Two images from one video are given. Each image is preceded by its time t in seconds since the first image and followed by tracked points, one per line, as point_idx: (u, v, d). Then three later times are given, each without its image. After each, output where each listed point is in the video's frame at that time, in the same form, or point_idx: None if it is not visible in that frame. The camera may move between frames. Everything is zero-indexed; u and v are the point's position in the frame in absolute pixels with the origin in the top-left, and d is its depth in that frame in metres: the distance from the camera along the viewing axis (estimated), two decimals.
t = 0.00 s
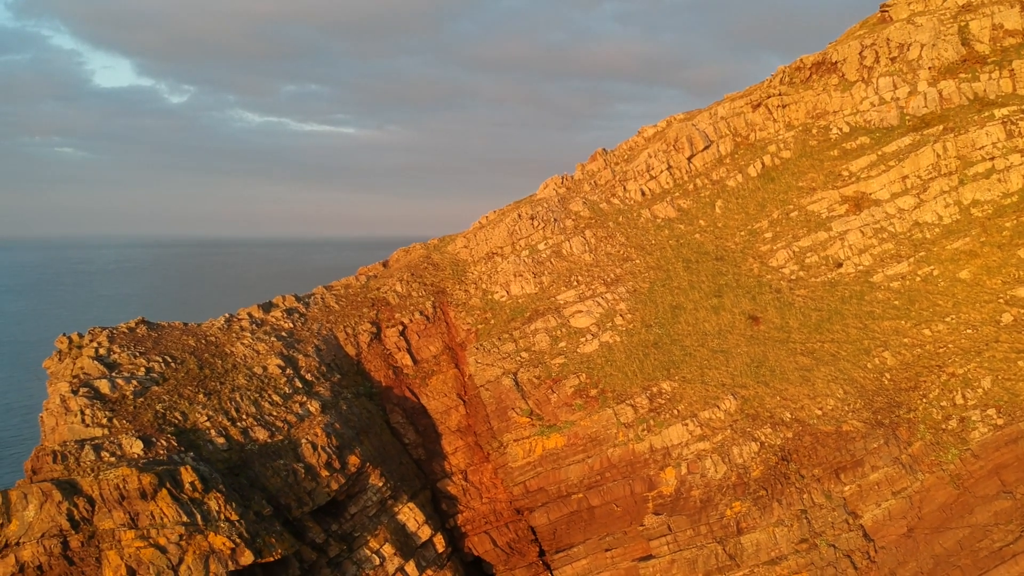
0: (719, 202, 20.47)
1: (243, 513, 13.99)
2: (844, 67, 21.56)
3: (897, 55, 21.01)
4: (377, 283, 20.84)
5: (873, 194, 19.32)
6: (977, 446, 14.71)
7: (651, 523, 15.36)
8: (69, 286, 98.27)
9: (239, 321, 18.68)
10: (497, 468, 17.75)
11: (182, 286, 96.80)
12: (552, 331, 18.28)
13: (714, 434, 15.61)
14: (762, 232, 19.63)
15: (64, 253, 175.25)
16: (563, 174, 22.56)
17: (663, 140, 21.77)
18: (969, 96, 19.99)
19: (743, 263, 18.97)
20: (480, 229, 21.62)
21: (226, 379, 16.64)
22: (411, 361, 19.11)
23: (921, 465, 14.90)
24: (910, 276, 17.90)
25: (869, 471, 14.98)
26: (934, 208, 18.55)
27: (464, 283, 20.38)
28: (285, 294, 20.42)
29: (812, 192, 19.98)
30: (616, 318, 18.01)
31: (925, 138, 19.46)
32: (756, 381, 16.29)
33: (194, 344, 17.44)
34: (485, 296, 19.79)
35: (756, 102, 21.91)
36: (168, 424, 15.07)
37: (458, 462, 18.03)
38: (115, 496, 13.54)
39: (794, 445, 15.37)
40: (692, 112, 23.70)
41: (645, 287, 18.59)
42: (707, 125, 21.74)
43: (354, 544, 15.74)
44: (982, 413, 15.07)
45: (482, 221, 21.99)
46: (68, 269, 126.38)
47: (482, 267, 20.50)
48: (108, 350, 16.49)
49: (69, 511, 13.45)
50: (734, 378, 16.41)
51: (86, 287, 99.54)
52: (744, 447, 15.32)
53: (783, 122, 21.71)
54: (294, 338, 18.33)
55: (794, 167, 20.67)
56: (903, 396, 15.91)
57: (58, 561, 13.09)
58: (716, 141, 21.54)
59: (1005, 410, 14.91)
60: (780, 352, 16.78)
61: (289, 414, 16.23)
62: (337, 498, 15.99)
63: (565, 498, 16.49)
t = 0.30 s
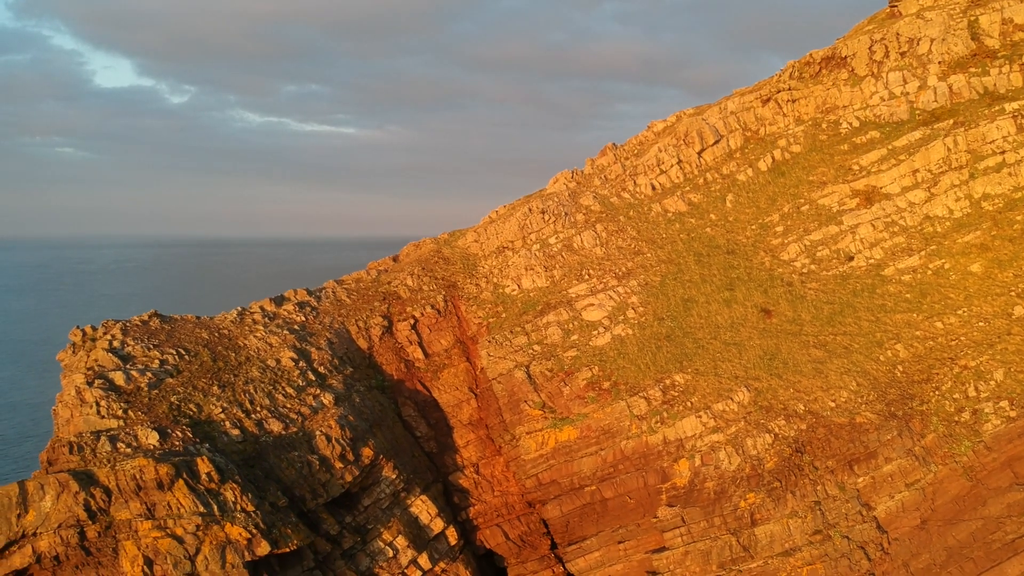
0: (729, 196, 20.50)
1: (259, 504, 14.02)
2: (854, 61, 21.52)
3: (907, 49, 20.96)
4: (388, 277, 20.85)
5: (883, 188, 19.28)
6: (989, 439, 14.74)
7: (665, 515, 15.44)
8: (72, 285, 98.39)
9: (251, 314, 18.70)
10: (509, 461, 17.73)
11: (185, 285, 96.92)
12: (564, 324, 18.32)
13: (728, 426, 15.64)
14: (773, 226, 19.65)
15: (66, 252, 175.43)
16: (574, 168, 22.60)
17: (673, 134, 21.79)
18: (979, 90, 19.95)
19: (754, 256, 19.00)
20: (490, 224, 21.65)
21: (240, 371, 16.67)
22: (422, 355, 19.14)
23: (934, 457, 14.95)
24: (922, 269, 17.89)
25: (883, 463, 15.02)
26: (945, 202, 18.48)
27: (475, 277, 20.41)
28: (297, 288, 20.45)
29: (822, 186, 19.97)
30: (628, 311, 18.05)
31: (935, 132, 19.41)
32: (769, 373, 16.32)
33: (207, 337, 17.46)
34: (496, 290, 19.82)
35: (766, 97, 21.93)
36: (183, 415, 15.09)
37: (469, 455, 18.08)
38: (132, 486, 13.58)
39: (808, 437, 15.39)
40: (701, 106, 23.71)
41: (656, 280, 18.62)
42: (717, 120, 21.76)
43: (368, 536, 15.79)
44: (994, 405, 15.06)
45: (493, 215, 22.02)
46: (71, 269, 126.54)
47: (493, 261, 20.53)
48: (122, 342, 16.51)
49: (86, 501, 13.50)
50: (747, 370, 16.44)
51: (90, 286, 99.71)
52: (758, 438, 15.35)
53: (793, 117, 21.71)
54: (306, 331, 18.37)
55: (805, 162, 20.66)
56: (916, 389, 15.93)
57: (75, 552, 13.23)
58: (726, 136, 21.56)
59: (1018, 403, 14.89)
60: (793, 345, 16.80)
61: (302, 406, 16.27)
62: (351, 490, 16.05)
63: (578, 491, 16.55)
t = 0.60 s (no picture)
0: (740, 189, 20.54)
1: (275, 494, 14.06)
2: (864, 56, 21.51)
3: (916, 44, 20.96)
4: (399, 271, 20.89)
5: (894, 182, 19.28)
6: (1003, 431, 14.75)
7: (679, 506, 15.46)
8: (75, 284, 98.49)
9: (264, 307, 18.74)
10: (521, 454, 17.80)
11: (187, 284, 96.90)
12: (577, 317, 18.37)
13: (742, 418, 15.68)
14: (784, 219, 19.68)
15: (68, 253, 175.50)
16: (584, 163, 22.64)
17: (683, 129, 21.81)
18: (989, 84, 19.88)
19: (766, 250, 19.03)
20: (501, 218, 21.69)
21: (253, 363, 16.69)
22: (434, 348, 19.17)
23: (948, 449, 14.94)
24: (933, 263, 17.87)
25: (896, 455, 15.05)
26: (956, 195, 18.47)
27: (486, 271, 20.44)
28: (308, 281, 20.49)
29: (833, 180, 19.96)
30: (641, 304, 18.09)
31: (946, 126, 19.37)
32: (783, 365, 16.36)
33: (220, 330, 17.49)
34: (508, 284, 19.85)
35: (776, 91, 21.92)
36: (198, 407, 15.12)
37: (481, 448, 18.11)
38: (149, 477, 13.61)
39: (822, 429, 15.43)
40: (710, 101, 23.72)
41: (668, 273, 18.66)
42: (727, 114, 21.80)
43: (382, 528, 15.84)
44: (1008, 398, 15.06)
45: (503, 209, 22.05)
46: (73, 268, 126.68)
47: (504, 255, 20.56)
48: (135, 335, 16.53)
49: (103, 492, 13.52)
50: (760, 363, 16.47)
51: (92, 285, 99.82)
52: (772, 430, 15.40)
53: (803, 111, 21.73)
54: (319, 324, 18.40)
55: (815, 156, 20.65)
56: (929, 380, 15.93)
57: (92, 542, 13.34)
58: (736, 130, 21.58)
59: None
60: (806, 337, 16.83)
61: (316, 398, 16.30)
62: (364, 482, 16.08)
63: (591, 483, 16.55)
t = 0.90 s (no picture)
0: (751, 183, 20.57)
1: (291, 485, 14.08)
2: (873, 50, 21.51)
3: (926, 39, 20.90)
4: (409, 265, 20.93)
5: (905, 175, 19.20)
6: (1016, 422, 14.72)
7: (692, 498, 15.50)
8: (79, 284, 98.79)
9: (276, 301, 18.76)
10: (533, 447, 17.83)
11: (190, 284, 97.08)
12: (588, 310, 18.42)
13: (756, 409, 15.70)
14: (795, 213, 19.70)
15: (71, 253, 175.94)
16: (594, 158, 22.72)
17: (693, 123, 21.85)
18: (999, 78, 19.72)
19: (777, 243, 19.06)
20: (511, 212, 21.76)
21: (267, 356, 16.73)
22: (446, 342, 19.21)
23: (960, 441, 15.00)
24: (945, 256, 17.81)
25: (910, 446, 15.07)
26: (967, 189, 18.28)
27: (497, 265, 20.49)
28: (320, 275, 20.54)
29: (844, 174, 19.94)
30: (653, 297, 18.15)
31: (956, 120, 19.29)
32: (796, 357, 16.38)
33: (234, 322, 17.52)
34: (519, 277, 19.89)
35: (786, 85, 21.88)
36: (213, 398, 15.16)
37: (493, 441, 18.14)
38: (165, 468, 13.64)
39: (835, 420, 15.46)
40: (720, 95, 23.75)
41: (680, 267, 18.70)
42: (737, 109, 21.83)
43: (395, 520, 15.89)
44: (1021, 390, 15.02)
45: (514, 203, 22.12)
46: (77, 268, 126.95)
47: (515, 249, 20.63)
48: (149, 327, 16.57)
49: (120, 483, 13.55)
50: (774, 355, 16.50)
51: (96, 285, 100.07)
52: (786, 422, 15.42)
53: (813, 106, 21.73)
54: (331, 318, 18.45)
55: (825, 150, 20.66)
56: (941, 372, 15.93)
57: (109, 532, 13.38)
58: (746, 125, 21.60)
59: None
60: (818, 330, 16.85)
61: (330, 390, 16.34)
62: (378, 474, 16.09)
63: (604, 475, 16.60)
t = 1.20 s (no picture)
0: (761, 177, 20.63)
1: (307, 476, 14.11)
2: (883, 45, 21.50)
3: (935, 33, 20.81)
4: (420, 259, 21.01)
5: (915, 169, 19.15)
6: None
7: (706, 490, 15.51)
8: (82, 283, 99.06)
9: (288, 294, 18.81)
10: (545, 439, 17.88)
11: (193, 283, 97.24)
12: (601, 303, 18.50)
13: (770, 401, 15.77)
14: (805, 207, 19.76)
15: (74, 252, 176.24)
16: (604, 152, 22.85)
17: (703, 117, 21.92)
18: (1010, 72, 19.62)
19: (788, 237, 19.13)
20: (522, 206, 21.89)
21: (281, 348, 16.77)
22: (457, 335, 19.26)
23: (974, 433, 15.01)
24: (956, 249, 17.77)
25: (924, 438, 15.05)
26: (977, 182, 18.30)
27: (508, 259, 20.57)
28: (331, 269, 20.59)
29: (854, 167, 19.96)
30: (665, 290, 18.24)
31: (966, 114, 19.21)
32: (809, 349, 16.43)
33: (247, 315, 17.56)
34: (530, 271, 19.99)
35: (795, 80, 22.03)
36: (229, 390, 15.20)
37: (505, 434, 18.17)
38: (182, 458, 13.68)
39: (849, 412, 15.50)
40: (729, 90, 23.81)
41: (692, 260, 18.80)
42: (747, 103, 21.87)
43: (409, 512, 15.91)
44: None
45: (524, 198, 22.24)
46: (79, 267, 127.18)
47: (526, 243, 20.73)
48: (163, 320, 16.62)
49: (137, 473, 13.57)
50: (787, 347, 16.57)
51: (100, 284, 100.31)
52: (800, 413, 15.48)
53: (822, 100, 21.74)
54: (343, 311, 18.49)
55: (835, 144, 20.68)
56: (954, 364, 15.93)
57: (126, 523, 13.40)
58: (756, 119, 21.64)
59: None
60: (831, 322, 16.90)
61: (344, 382, 16.37)
62: (392, 466, 16.12)
63: (617, 467, 16.62)
